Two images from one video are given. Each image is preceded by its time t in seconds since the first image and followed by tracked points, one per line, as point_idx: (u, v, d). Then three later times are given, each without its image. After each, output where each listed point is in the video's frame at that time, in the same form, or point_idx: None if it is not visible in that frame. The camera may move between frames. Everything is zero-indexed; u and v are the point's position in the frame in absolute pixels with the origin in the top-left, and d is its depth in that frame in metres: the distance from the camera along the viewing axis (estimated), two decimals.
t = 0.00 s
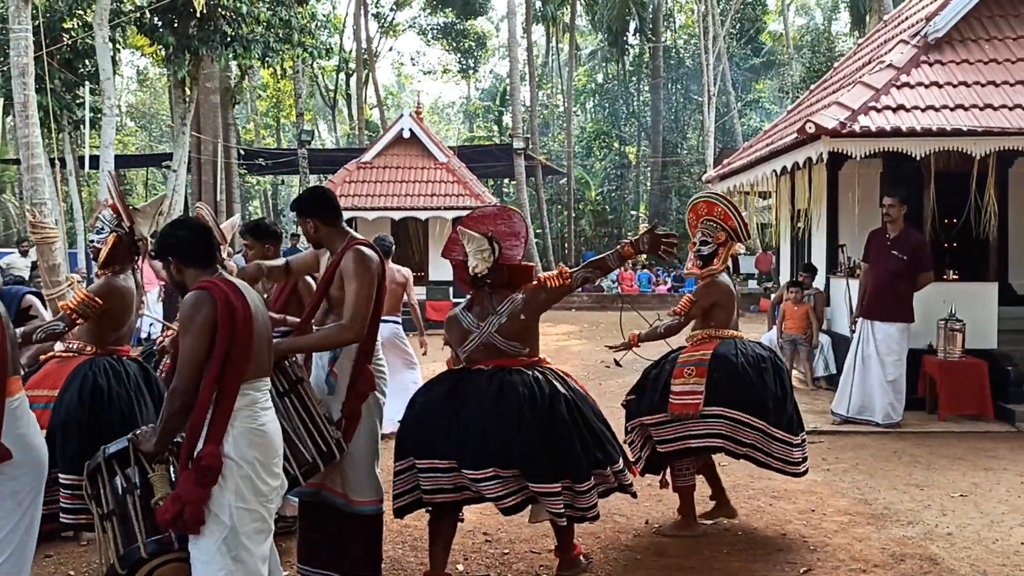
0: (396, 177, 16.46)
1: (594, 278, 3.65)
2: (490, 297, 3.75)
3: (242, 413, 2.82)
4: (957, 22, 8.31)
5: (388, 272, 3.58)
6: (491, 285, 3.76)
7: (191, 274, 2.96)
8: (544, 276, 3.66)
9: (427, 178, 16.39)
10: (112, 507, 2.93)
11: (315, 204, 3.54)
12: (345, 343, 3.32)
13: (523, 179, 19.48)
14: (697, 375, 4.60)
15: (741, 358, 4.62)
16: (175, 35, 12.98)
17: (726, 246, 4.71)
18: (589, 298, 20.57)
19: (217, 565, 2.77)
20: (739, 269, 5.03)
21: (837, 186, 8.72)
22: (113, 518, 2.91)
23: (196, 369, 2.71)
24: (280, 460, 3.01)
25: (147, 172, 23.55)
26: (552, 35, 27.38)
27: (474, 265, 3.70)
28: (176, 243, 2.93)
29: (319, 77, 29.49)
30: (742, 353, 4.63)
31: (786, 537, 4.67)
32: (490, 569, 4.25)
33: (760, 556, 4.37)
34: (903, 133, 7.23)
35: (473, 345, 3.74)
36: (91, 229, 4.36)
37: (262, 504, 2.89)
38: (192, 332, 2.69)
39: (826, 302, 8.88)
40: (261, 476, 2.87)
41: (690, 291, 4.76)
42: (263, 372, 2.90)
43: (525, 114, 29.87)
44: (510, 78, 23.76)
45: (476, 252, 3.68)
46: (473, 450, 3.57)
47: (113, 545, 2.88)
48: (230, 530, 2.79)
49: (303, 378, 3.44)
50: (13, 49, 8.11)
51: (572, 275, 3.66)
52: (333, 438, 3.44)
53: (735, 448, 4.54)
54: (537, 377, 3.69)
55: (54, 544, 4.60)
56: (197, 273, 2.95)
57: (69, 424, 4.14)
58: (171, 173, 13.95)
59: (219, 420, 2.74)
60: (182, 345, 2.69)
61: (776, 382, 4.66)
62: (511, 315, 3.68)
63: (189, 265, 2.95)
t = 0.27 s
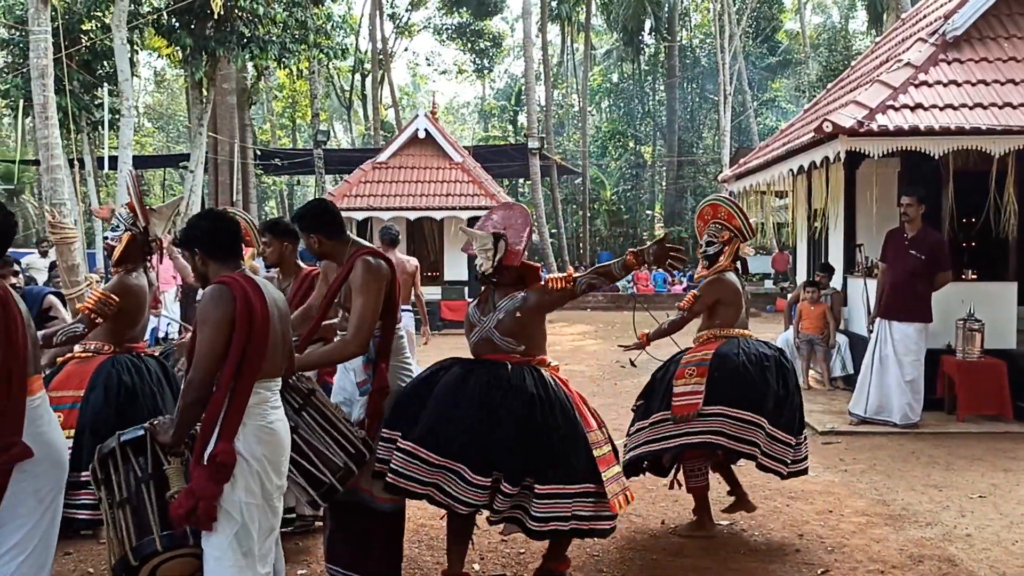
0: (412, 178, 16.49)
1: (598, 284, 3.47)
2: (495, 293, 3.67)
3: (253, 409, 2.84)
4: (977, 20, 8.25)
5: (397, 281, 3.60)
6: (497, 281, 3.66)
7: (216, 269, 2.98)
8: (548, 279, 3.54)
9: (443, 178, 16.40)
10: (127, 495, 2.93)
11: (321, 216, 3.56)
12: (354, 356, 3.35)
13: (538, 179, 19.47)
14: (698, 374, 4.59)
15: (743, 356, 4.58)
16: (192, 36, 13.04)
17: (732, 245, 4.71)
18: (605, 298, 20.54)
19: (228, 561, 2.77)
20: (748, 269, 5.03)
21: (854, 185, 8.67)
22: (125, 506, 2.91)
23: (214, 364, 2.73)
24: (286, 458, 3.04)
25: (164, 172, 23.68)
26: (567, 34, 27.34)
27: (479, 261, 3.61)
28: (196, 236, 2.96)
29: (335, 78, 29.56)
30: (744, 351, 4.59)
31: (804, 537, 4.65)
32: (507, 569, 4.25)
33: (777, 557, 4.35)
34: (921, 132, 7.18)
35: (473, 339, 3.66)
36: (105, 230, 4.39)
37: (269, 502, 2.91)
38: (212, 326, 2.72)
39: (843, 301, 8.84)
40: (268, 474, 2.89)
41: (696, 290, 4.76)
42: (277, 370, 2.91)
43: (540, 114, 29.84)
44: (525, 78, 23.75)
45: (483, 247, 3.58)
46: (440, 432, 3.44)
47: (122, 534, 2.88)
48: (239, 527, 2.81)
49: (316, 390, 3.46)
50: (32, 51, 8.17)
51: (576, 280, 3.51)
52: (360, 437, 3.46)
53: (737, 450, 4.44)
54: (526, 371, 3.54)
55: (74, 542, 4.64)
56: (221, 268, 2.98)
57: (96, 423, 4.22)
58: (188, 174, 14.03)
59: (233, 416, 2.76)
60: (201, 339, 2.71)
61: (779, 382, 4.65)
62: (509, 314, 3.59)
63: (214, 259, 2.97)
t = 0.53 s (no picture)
0: (427, 178, 16.51)
1: (643, 291, 3.42)
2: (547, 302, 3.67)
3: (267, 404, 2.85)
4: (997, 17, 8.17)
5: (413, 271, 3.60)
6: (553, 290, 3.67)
7: (227, 267, 2.99)
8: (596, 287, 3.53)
9: (458, 178, 16.42)
10: (142, 501, 2.97)
11: (337, 209, 3.55)
12: (373, 341, 3.36)
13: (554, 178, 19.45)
14: (723, 380, 4.57)
15: (772, 359, 4.56)
16: (210, 37, 13.13)
17: (763, 246, 4.72)
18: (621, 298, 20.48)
19: (247, 556, 2.80)
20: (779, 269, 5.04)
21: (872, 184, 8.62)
22: (144, 511, 2.96)
23: (225, 359, 2.74)
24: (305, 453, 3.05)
25: (181, 173, 23.80)
26: (583, 34, 27.30)
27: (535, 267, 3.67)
28: (210, 233, 2.97)
29: (352, 78, 29.64)
30: (772, 354, 4.56)
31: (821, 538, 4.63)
32: (522, 568, 4.25)
33: (794, 557, 4.33)
34: (939, 130, 7.14)
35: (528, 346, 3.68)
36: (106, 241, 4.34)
37: (287, 495, 2.92)
38: (222, 321, 2.73)
39: (860, 301, 8.78)
40: (284, 471, 2.90)
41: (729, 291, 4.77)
42: (291, 362, 2.92)
43: (555, 114, 29.82)
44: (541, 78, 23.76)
45: (536, 253, 3.63)
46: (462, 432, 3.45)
47: (144, 535, 2.93)
48: (258, 522, 2.82)
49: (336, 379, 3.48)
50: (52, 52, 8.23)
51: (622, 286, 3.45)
52: (370, 434, 3.49)
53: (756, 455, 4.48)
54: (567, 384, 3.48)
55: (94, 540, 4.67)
56: (233, 265, 2.99)
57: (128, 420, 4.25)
58: (206, 174, 14.11)
59: (247, 412, 2.78)
60: (211, 333, 2.71)
61: (808, 382, 4.58)
62: (557, 323, 3.57)
63: (225, 257, 2.98)
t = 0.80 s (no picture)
0: (437, 177, 16.53)
1: (720, 291, 3.18)
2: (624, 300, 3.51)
3: (280, 407, 2.84)
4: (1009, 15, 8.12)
5: (415, 278, 3.60)
6: (626, 288, 3.50)
7: (209, 291, 3.01)
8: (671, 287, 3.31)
9: (468, 178, 16.43)
10: (173, 535, 2.93)
11: (336, 219, 3.59)
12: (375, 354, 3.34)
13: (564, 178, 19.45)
14: (775, 390, 4.53)
15: (821, 364, 4.54)
16: (221, 37, 13.19)
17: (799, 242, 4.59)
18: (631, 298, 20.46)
19: (281, 560, 2.81)
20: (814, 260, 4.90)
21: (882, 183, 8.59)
22: (176, 544, 2.91)
23: (220, 374, 2.77)
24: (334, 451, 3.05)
25: (193, 173, 23.90)
26: (593, 33, 27.27)
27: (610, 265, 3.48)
28: (191, 261, 3.01)
29: (362, 79, 29.70)
30: (820, 358, 4.55)
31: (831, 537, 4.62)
32: (532, 568, 4.25)
33: (804, 557, 4.32)
34: (950, 129, 7.10)
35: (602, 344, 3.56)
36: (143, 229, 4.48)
37: (317, 494, 2.92)
38: (208, 344, 2.75)
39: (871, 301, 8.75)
40: (315, 472, 2.90)
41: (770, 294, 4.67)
42: (296, 363, 2.92)
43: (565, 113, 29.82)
44: (551, 78, 23.74)
45: (613, 251, 3.45)
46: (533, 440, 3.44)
47: (181, 568, 2.88)
48: (287, 525, 2.82)
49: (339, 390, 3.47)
50: (64, 53, 8.26)
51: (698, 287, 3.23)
52: (384, 436, 3.46)
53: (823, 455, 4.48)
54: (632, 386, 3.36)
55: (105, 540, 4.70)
56: (215, 289, 3.00)
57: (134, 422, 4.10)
58: (216, 174, 14.16)
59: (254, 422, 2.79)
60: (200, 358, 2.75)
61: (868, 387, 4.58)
62: (630, 325, 3.42)
63: (205, 282, 3.00)
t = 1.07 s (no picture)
0: (437, 177, 16.53)
1: (763, 293, 3.24)
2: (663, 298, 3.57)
3: (278, 402, 2.87)
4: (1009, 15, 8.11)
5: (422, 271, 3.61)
6: (664, 286, 3.56)
7: (217, 275, 3.01)
8: (712, 288, 3.33)
9: (469, 178, 16.42)
10: (152, 503, 2.89)
11: (353, 205, 3.57)
12: (378, 339, 3.37)
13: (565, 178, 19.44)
14: (787, 389, 4.57)
15: (830, 360, 4.53)
16: (221, 37, 13.20)
17: (804, 238, 4.51)
18: (632, 298, 20.45)
19: (259, 553, 2.83)
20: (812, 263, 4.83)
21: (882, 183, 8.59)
22: (153, 514, 2.86)
23: (227, 361, 2.77)
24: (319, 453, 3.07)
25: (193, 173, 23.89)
26: (594, 33, 27.25)
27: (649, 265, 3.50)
28: (194, 246, 3.00)
29: (363, 78, 29.70)
30: (828, 354, 4.53)
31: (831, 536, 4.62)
32: (532, 568, 4.24)
33: (803, 556, 4.32)
34: (949, 129, 7.10)
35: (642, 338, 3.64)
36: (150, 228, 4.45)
37: (303, 493, 2.95)
38: (222, 325, 2.75)
39: (871, 301, 8.75)
40: (299, 469, 2.93)
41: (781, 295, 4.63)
42: (295, 361, 2.94)
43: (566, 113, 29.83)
44: (552, 78, 23.75)
45: (651, 250, 3.48)
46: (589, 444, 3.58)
47: (153, 540, 2.83)
48: (272, 518, 2.86)
49: (339, 373, 3.47)
50: (64, 52, 8.26)
51: (741, 289, 3.25)
52: (369, 435, 3.47)
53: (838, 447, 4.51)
54: (668, 384, 3.49)
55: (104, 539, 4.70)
56: (222, 273, 3.01)
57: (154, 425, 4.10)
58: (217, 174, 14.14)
59: (253, 411, 2.80)
60: (213, 338, 2.74)
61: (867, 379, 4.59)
62: (671, 323, 3.49)
63: (214, 266, 3.00)
